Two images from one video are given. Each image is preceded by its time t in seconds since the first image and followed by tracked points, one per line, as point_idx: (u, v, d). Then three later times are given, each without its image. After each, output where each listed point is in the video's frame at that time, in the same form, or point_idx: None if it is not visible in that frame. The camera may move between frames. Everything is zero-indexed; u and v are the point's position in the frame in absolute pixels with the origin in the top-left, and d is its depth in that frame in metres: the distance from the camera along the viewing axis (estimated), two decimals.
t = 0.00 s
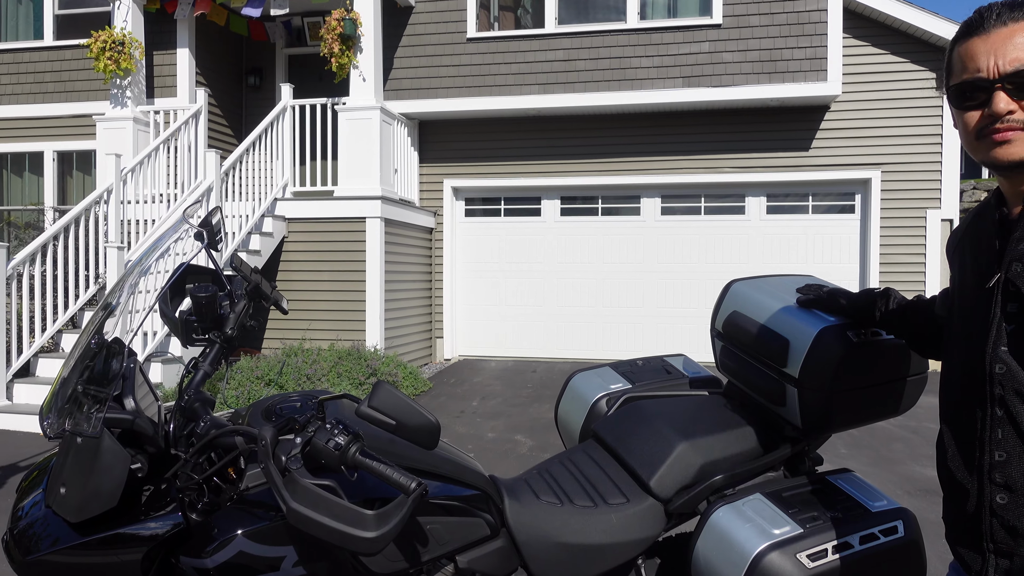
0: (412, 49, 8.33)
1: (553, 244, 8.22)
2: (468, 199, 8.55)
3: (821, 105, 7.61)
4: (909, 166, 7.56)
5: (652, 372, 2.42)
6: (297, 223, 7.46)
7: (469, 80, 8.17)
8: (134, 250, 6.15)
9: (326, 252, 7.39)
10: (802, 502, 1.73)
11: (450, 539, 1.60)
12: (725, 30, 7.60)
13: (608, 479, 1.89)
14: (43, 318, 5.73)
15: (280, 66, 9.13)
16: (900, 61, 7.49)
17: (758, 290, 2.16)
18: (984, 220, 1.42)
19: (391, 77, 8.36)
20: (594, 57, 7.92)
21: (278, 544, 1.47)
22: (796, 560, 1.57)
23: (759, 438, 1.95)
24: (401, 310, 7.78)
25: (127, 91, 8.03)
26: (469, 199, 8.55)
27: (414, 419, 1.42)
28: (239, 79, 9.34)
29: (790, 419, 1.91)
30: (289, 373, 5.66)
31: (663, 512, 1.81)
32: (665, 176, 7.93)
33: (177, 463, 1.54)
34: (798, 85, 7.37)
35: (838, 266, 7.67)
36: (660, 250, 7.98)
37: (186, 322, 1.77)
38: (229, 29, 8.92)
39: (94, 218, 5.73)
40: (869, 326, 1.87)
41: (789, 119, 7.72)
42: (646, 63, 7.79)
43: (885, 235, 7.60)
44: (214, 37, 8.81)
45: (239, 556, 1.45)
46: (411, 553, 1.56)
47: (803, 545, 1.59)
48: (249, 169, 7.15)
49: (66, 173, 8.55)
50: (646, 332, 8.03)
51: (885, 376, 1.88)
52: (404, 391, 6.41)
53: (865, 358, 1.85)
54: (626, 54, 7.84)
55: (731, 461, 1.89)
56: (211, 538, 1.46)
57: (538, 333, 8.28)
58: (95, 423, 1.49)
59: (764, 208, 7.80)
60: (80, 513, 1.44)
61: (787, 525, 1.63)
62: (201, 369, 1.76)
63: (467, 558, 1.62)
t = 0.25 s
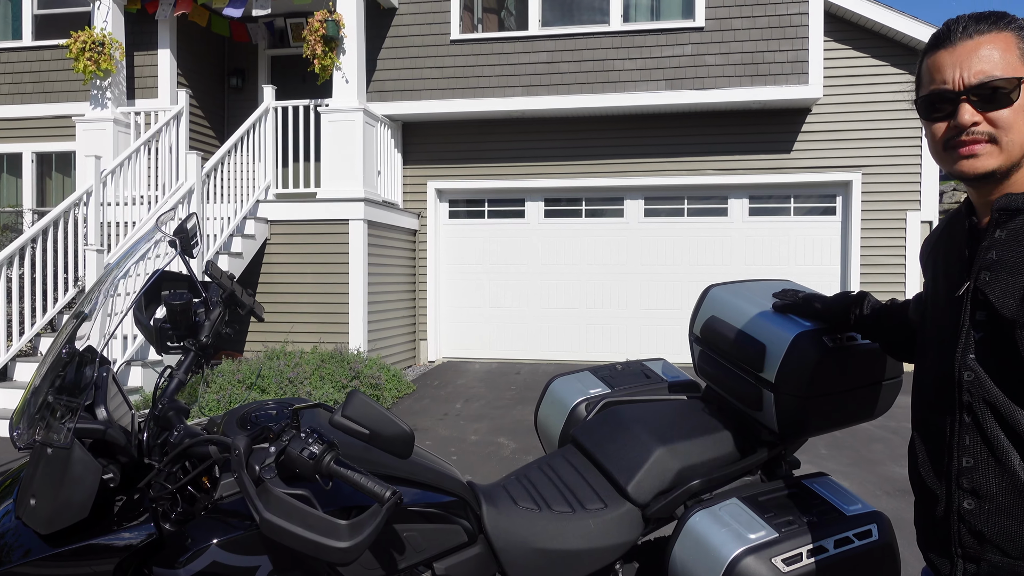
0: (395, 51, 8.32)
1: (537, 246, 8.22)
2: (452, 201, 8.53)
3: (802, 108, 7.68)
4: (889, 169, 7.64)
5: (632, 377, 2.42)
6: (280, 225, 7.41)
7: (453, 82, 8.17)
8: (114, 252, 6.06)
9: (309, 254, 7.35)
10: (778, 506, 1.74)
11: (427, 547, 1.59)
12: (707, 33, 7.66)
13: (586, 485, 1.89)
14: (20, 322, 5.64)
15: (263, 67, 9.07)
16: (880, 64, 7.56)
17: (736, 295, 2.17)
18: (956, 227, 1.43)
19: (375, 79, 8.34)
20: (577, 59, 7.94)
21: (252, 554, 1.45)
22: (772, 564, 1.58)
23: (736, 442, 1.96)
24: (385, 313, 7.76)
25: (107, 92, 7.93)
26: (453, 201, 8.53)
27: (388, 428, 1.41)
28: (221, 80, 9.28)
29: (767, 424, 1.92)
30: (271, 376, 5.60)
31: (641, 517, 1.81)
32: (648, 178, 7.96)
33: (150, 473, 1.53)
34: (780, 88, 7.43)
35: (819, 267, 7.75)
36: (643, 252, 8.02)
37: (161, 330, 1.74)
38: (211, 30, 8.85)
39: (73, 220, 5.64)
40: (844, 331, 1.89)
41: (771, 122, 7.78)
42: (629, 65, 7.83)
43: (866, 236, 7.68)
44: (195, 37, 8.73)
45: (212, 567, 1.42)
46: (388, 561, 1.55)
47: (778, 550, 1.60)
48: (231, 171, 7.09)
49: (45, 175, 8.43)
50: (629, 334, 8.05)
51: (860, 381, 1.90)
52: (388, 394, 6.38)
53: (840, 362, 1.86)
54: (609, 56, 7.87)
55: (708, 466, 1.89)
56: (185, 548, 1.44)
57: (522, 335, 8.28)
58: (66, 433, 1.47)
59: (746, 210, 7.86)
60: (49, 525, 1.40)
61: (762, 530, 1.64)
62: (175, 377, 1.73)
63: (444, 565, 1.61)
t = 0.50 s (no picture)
0: (371, 51, 8.28)
1: (513, 246, 8.22)
2: (428, 201, 8.51)
3: (775, 110, 7.78)
4: (860, 171, 7.76)
5: (600, 377, 2.44)
6: (253, 225, 7.32)
7: (429, 83, 8.15)
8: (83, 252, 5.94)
9: (282, 254, 7.27)
10: (741, 505, 1.76)
11: (392, 547, 1.59)
12: (682, 36, 7.73)
13: (553, 485, 1.90)
14: None
15: (237, 66, 8.98)
16: (852, 67, 7.66)
17: (702, 295, 2.20)
18: (913, 229, 1.46)
19: (350, 78, 8.29)
20: (552, 60, 7.97)
21: (213, 555, 1.41)
22: (733, 561, 1.59)
23: (701, 442, 1.98)
24: (360, 314, 7.71)
25: (77, 90, 7.76)
26: (429, 202, 8.50)
27: (348, 429, 1.40)
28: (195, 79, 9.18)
29: (731, 424, 1.94)
30: (242, 377, 5.52)
31: (607, 516, 1.82)
32: (624, 179, 8.01)
33: (111, 475, 1.49)
34: (754, 90, 7.52)
35: (792, 268, 7.86)
36: (618, 253, 8.06)
37: (122, 330, 1.71)
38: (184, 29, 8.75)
39: (41, 220, 5.52)
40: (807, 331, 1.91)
41: (745, 124, 7.87)
42: (604, 67, 7.87)
43: (838, 237, 7.79)
44: (168, 35, 8.62)
45: (172, 569, 1.38)
46: (351, 562, 1.54)
47: (740, 547, 1.62)
48: (203, 170, 7.00)
49: (13, 173, 8.25)
50: (605, 334, 8.09)
51: (821, 381, 1.93)
52: (363, 395, 6.33)
53: (802, 362, 1.89)
54: (585, 58, 7.92)
55: (674, 464, 1.91)
56: (145, 551, 1.39)
57: (498, 336, 8.28)
58: (21, 435, 1.41)
59: (720, 212, 7.94)
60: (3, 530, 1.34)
61: (725, 528, 1.66)
62: (136, 378, 1.68)
63: (410, 566, 1.61)
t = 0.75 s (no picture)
0: (346, 50, 8.23)
1: (490, 246, 8.22)
2: (404, 201, 8.47)
3: (749, 112, 7.88)
4: (832, 173, 7.89)
5: (576, 377, 2.45)
6: (227, 224, 7.21)
7: (405, 82, 8.12)
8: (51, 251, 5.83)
9: (257, 253, 7.19)
10: (714, 504, 1.78)
11: (368, 549, 1.58)
12: (658, 37, 7.80)
13: (529, 485, 1.90)
14: None
15: (210, 63, 8.87)
16: (824, 70, 7.79)
17: (677, 296, 2.22)
18: (885, 231, 1.49)
19: (326, 77, 8.23)
20: (529, 61, 8.00)
21: (185, 559, 1.38)
22: (707, 560, 1.61)
23: (676, 441, 1.99)
24: (335, 314, 7.64)
25: (47, 86, 7.60)
26: (405, 201, 8.47)
27: (322, 431, 1.39)
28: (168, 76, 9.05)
29: (705, 423, 1.96)
30: (216, 378, 5.44)
31: (583, 516, 1.83)
32: (600, 180, 8.05)
33: (80, 479, 1.44)
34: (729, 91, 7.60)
35: (765, 268, 7.97)
36: (594, 253, 8.10)
37: (92, 331, 1.69)
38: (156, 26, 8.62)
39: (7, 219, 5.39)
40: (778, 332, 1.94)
41: (720, 125, 7.97)
42: (581, 68, 7.91)
43: (810, 238, 7.92)
44: (139, 31, 8.48)
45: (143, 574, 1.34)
46: (326, 565, 1.53)
47: (714, 546, 1.64)
48: (176, 168, 6.89)
49: None
50: (582, 334, 8.13)
51: (795, 380, 1.95)
52: (338, 395, 6.28)
53: (775, 362, 1.91)
54: (561, 58, 7.95)
55: (649, 464, 1.92)
56: (115, 555, 1.36)
57: (475, 335, 8.27)
58: None
59: (695, 212, 8.02)
60: None
61: (699, 527, 1.68)
62: (106, 380, 1.64)
63: (385, 568, 1.60)
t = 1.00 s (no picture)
0: (331, 47, 8.18)
1: (476, 245, 8.22)
2: (389, 200, 8.44)
3: (734, 112, 7.95)
4: (815, 174, 7.97)
5: (565, 375, 2.46)
6: (211, 223, 7.15)
7: (391, 80, 8.10)
8: (31, 249, 5.74)
9: (241, 252, 7.13)
10: (703, 502, 1.79)
11: (358, 547, 1.57)
12: (643, 37, 7.84)
13: (518, 483, 1.91)
14: None
15: (193, 60, 8.79)
16: (807, 71, 7.87)
17: (665, 295, 2.23)
18: (875, 228, 1.51)
19: (310, 75, 8.18)
20: (515, 60, 8.00)
21: (173, 559, 1.36)
22: (696, 557, 1.62)
23: (666, 439, 2.00)
24: (320, 313, 7.60)
25: (26, 82, 7.60)
26: (391, 200, 8.43)
27: (313, 428, 1.39)
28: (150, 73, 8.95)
29: (694, 421, 1.96)
30: (199, 377, 5.39)
31: (572, 514, 1.84)
32: (587, 179, 8.07)
33: (66, 478, 1.42)
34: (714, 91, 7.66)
35: (749, 268, 8.04)
36: (580, 252, 8.13)
37: (77, 329, 1.67)
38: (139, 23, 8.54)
39: None
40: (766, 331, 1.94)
41: (705, 125, 8.02)
42: (567, 67, 7.93)
43: (794, 238, 7.99)
44: (120, 27, 8.38)
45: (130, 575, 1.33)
46: (316, 563, 1.52)
47: (703, 543, 1.65)
48: (159, 166, 6.82)
49: None
50: (567, 333, 8.15)
51: (783, 378, 1.96)
52: (324, 395, 6.25)
53: (764, 360, 1.92)
54: (547, 58, 7.96)
55: (638, 461, 1.93)
56: (101, 555, 1.34)
57: (461, 334, 8.26)
58: None
59: (680, 212, 8.07)
60: None
61: (688, 524, 1.69)
62: (92, 377, 1.62)
63: (375, 566, 1.59)
